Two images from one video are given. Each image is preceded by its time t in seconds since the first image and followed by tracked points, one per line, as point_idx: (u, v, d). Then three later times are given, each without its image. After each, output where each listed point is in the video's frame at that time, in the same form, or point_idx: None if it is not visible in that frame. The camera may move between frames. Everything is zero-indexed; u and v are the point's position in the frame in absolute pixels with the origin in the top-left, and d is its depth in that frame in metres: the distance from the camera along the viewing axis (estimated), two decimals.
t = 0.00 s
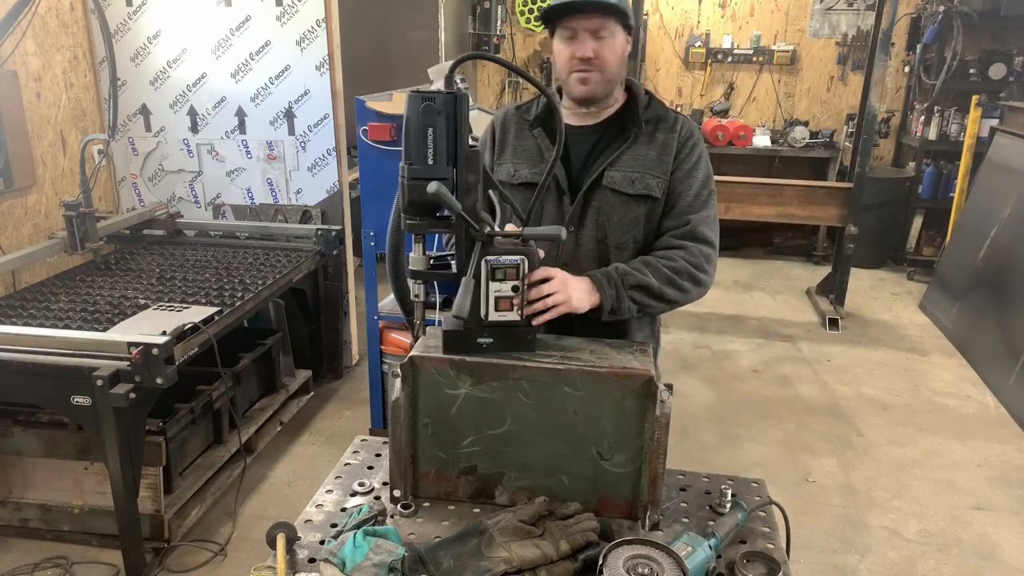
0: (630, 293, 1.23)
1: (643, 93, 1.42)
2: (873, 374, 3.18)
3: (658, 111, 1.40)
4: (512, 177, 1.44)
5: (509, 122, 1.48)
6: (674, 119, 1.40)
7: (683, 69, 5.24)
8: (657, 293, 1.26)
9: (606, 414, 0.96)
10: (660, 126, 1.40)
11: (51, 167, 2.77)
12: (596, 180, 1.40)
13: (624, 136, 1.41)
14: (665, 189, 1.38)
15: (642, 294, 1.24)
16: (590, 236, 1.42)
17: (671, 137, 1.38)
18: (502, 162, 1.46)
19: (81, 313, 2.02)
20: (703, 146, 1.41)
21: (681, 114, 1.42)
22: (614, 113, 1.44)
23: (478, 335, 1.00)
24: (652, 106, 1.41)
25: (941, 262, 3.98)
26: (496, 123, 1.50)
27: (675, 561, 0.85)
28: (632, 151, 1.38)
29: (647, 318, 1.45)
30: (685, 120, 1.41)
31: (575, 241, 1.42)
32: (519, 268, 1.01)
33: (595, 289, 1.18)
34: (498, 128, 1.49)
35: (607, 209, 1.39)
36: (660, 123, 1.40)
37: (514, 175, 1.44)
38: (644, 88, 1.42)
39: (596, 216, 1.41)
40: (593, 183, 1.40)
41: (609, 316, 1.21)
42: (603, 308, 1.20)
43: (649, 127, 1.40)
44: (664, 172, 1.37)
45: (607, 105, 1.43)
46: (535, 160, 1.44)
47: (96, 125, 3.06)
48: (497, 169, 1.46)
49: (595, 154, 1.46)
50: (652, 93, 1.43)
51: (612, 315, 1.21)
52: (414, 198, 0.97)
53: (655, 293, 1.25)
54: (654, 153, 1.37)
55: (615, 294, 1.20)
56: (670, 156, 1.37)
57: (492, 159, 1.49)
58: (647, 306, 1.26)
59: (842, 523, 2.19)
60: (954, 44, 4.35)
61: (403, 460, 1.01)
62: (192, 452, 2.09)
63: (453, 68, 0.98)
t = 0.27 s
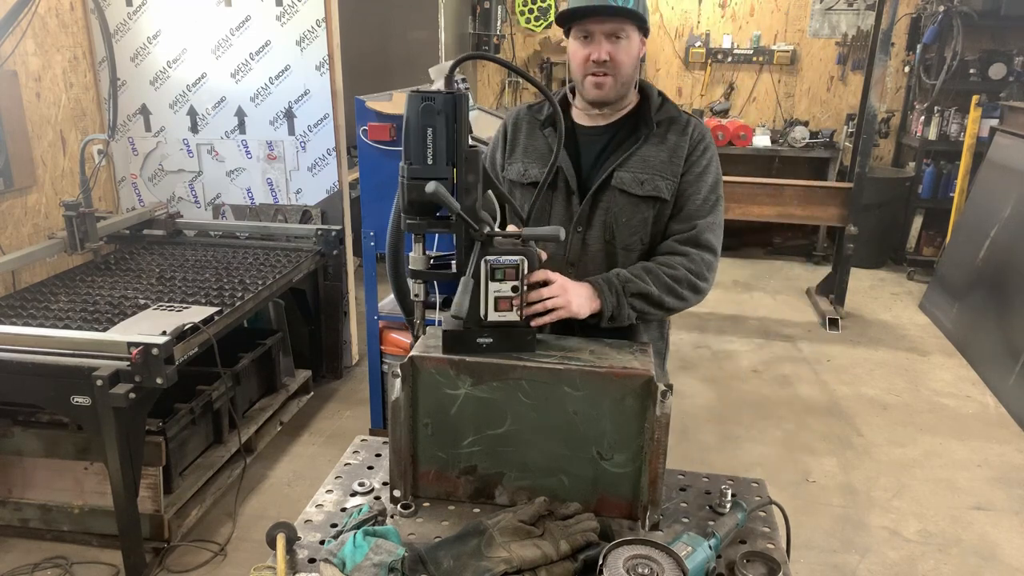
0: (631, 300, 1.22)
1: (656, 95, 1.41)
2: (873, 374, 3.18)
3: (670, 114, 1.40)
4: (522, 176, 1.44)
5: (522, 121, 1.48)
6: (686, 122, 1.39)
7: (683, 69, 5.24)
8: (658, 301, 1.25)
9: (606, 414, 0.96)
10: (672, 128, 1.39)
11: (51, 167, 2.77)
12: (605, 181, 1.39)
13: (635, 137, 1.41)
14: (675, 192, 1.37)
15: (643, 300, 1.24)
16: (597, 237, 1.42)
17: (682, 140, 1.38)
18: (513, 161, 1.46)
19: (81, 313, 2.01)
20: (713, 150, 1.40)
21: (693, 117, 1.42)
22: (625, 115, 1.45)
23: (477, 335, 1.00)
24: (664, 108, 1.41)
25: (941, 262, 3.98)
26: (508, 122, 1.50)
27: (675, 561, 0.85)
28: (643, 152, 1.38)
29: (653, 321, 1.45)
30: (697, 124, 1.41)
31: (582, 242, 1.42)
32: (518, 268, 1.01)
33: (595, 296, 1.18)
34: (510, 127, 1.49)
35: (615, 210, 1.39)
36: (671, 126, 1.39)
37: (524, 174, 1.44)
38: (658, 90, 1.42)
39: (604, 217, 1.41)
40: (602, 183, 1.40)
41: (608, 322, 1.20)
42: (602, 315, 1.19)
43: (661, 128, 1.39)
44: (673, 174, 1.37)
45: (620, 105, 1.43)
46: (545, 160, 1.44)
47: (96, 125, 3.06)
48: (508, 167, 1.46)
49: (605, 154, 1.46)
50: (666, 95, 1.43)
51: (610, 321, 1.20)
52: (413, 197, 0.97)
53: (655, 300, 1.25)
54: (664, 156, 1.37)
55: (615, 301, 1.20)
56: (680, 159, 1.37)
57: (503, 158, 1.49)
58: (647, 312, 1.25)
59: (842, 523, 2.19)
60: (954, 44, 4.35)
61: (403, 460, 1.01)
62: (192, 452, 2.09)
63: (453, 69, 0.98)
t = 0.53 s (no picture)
0: (630, 302, 1.22)
1: (660, 95, 1.41)
2: (873, 374, 3.18)
3: (673, 114, 1.39)
4: (525, 176, 1.44)
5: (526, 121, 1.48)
6: (689, 122, 1.39)
7: (683, 69, 5.24)
8: (657, 303, 1.25)
9: (606, 414, 0.96)
10: (675, 129, 1.39)
11: (50, 167, 2.77)
12: (606, 182, 1.39)
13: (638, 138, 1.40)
14: (677, 193, 1.37)
15: (642, 303, 1.24)
16: (598, 238, 1.42)
17: (685, 141, 1.37)
18: (516, 162, 1.47)
19: (81, 313, 2.01)
20: (717, 151, 1.40)
21: (697, 117, 1.41)
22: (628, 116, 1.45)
23: (477, 336, 1.00)
24: (667, 108, 1.40)
25: (941, 262, 3.98)
26: (512, 122, 1.51)
27: (675, 561, 0.85)
28: (645, 153, 1.38)
29: (655, 324, 1.44)
30: (701, 124, 1.40)
31: (582, 243, 1.42)
32: (518, 268, 1.01)
33: (595, 297, 1.18)
34: (514, 128, 1.50)
35: (615, 211, 1.39)
36: (675, 126, 1.39)
37: (527, 175, 1.44)
38: (662, 90, 1.41)
39: (604, 218, 1.41)
40: (603, 184, 1.40)
41: (606, 324, 1.20)
42: (602, 316, 1.19)
43: (663, 129, 1.39)
44: (675, 175, 1.36)
45: (623, 105, 1.42)
46: (547, 160, 1.44)
47: (96, 125, 3.06)
48: (511, 168, 1.47)
49: (607, 155, 1.46)
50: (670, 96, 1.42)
51: (609, 322, 1.20)
52: (413, 197, 0.97)
53: (654, 302, 1.24)
54: (665, 157, 1.37)
55: (614, 302, 1.19)
56: (682, 161, 1.36)
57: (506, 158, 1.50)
58: (646, 315, 1.25)
59: (842, 523, 2.19)
60: (954, 44, 4.35)
61: (402, 460, 1.01)
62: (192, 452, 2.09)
63: (453, 68, 0.98)
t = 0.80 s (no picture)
0: (631, 303, 1.21)
1: (663, 97, 1.41)
2: (873, 374, 3.18)
3: (676, 116, 1.40)
4: (527, 177, 1.44)
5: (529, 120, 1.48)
6: (692, 124, 1.39)
7: (683, 69, 5.24)
8: (657, 304, 1.25)
9: (606, 414, 0.96)
10: (678, 131, 1.39)
11: (50, 166, 2.77)
12: (609, 183, 1.39)
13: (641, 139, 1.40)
14: (680, 195, 1.37)
15: (643, 304, 1.23)
16: (599, 240, 1.42)
17: (688, 142, 1.38)
18: (519, 162, 1.46)
19: (81, 313, 2.01)
20: (720, 153, 1.40)
21: (701, 119, 1.42)
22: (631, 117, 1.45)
23: (476, 336, 1.00)
24: (671, 110, 1.40)
25: (941, 262, 3.98)
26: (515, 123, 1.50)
27: (675, 561, 0.85)
28: (648, 154, 1.38)
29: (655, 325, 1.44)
30: (704, 127, 1.40)
31: (584, 243, 1.42)
32: (518, 268, 1.01)
33: (595, 297, 1.18)
34: (517, 128, 1.49)
35: (617, 212, 1.39)
36: (678, 128, 1.39)
37: (530, 175, 1.44)
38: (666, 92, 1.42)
39: (606, 219, 1.41)
40: (605, 185, 1.39)
41: (607, 324, 1.20)
42: (602, 317, 1.19)
43: (667, 130, 1.39)
44: (678, 177, 1.37)
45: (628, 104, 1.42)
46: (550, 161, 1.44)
47: (96, 125, 3.06)
48: (514, 168, 1.47)
49: (610, 156, 1.46)
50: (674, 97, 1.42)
51: (609, 323, 1.20)
52: (413, 197, 0.97)
53: (655, 304, 1.24)
54: (669, 158, 1.37)
55: (615, 303, 1.19)
56: (685, 162, 1.37)
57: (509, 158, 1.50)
58: (646, 316, 1.25)
59: (842, 523, 2.19)
60: (954, 44, 4.35)
61: (402, 460, 1.01)
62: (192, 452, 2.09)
63: (453, 68, 0.98)
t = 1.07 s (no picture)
0: (630, 303, 1.21)
1: (661, 95, 1.39)
2: (873, 374, 3.18)
3: (674, 115, 1.38)
4: (527, 178, 1.44)
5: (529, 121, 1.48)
6: (691, 123, 1.38)
7: (683, 69, 5.24)
8: (657, 305, 1.25)
9: (606, 414, 0.96)
10: (676, 130, 1.38)
11: (50, 166, 2.77)
12: (606, 183, 1.39)
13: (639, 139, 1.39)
14: (678, 195, 1.37)
15: (642, 304, 1.23)
16: (598, 240, 1.42)
17: (686, 142, 1.37)
18: (518, 163, 1.46)
19: (81, 313, 2.01)
20: (719, 151, 1.39)
21: (700, 117, 1.40)
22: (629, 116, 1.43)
23: (476, 336, 1.00)
24: (669, 108, 1.39)
25: (941, 262, 3.98)
26: (514, 124, 1.50)
27: (675, 561, 0.85)
28: (646, 154, 1.37)
29: (655, 324, 1.43)
30: (703, 125, 1.39)
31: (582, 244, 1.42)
32: (518, 268, 1.01)
33: (595, 298, 1.18)
34: (517, 129, 1.49)
35: (615, 213, 1.39)
36: (676, 127, 1.38)
37: (529, 176, 1.44)
38: (664, 90, 1.40)
39: (604, 220, 1.40)
40: (603, 186, 1.39)
41: (606, 325, 1.20)
42: (602, 317, 1.19)
43: (665, 130, 1.38)
44: (676, 177, 1.36)
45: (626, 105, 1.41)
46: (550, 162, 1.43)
47: (96, 125, 3.06)
48: (514, 169, 1.47)
49: (608, 156, 1.45)
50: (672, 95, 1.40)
51: (609, 323, 1.20)
52: (413, 197, 0.97)
53: (655, 304, 1.24)
54: (666, 158, 1.36)
55: (614, 303, 1.19)
56: (684, 162, 1.36)
57: (510, 159, 1.50)
58: (645, 316, 1.25)
59: (842, 523, 2.19)
60: (954, 44, 4.35)
61: (402, 460, 1.01)
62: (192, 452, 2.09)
63: (454, 68, 0.98)
